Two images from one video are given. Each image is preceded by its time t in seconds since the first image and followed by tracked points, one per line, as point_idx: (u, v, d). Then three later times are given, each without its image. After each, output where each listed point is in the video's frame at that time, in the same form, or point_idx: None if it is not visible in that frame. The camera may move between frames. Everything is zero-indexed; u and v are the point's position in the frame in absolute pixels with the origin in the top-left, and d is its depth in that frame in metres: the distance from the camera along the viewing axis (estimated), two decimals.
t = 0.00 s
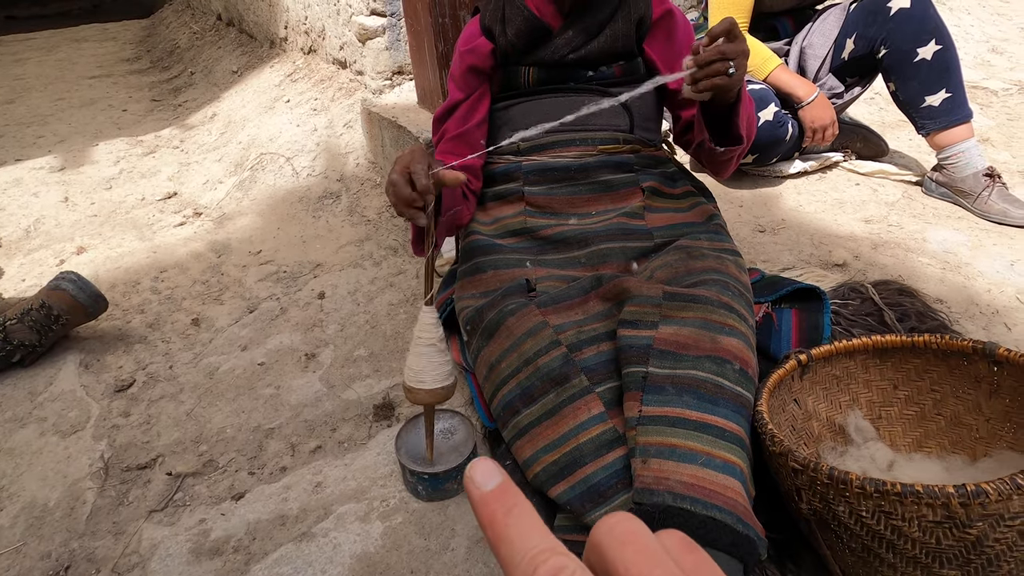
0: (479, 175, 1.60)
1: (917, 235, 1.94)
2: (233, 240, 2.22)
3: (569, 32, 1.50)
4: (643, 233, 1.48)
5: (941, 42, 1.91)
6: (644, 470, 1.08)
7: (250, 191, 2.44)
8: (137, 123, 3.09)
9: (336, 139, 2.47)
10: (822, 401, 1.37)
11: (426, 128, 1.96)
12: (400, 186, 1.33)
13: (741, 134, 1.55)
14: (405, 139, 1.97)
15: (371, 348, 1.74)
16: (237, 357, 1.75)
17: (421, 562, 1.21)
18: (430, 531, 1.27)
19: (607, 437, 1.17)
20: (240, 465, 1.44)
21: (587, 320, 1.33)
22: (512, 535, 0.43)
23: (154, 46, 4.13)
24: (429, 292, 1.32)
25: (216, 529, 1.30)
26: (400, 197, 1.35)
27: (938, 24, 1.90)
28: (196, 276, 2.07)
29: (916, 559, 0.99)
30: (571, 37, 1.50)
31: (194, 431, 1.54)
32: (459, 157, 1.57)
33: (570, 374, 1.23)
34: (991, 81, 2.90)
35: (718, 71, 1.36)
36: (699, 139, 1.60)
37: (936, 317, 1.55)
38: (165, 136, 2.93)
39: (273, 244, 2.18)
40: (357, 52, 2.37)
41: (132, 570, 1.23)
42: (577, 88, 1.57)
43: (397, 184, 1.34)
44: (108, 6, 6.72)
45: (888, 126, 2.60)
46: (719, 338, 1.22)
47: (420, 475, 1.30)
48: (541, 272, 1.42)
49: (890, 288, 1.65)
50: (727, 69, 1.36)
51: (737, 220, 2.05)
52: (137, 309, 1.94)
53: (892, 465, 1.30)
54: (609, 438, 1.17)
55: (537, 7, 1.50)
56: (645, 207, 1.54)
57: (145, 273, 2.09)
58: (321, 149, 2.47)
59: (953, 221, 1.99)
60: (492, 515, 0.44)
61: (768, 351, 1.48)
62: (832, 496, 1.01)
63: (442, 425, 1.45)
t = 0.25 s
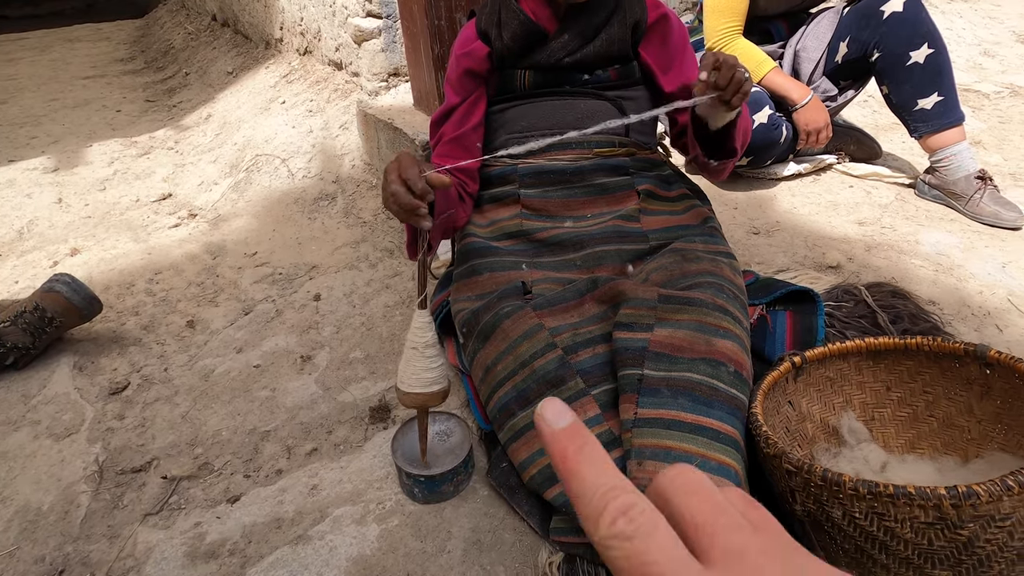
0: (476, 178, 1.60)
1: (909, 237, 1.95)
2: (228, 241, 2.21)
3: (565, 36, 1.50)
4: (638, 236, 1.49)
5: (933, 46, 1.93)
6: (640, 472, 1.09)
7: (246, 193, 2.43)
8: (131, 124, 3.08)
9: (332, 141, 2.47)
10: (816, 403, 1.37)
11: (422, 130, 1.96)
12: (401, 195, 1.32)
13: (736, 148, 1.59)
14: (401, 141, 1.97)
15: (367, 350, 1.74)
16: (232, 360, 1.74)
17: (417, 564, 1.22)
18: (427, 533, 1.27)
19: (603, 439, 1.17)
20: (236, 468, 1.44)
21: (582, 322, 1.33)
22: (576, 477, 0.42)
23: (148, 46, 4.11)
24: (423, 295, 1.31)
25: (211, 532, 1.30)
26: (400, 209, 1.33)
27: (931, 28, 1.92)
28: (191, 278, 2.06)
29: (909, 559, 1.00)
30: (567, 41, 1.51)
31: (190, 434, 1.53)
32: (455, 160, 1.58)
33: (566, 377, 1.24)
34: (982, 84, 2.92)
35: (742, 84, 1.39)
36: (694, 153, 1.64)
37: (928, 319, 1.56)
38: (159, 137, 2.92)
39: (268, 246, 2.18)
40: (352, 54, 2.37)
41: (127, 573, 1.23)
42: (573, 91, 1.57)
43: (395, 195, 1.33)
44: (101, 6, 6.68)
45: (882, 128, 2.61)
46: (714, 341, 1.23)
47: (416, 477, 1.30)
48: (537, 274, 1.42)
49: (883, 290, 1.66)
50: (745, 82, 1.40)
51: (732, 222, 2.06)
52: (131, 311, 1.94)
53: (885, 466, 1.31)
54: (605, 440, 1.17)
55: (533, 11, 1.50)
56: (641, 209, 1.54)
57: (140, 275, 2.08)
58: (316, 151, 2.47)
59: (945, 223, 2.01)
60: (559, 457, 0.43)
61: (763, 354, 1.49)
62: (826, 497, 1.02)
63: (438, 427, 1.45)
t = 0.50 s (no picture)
0: (471, 181, 1.60)
1: (902, 240, 1.96)
2: (224, 244, 2.22)
3: (560, 41, 1.51)
4: (633, 240, 1.49)
5: (924, 51, 1.95)
6: (634, 475, 1.10)
7: (242, 195, 2.43)
8: (126, 125, 3.07)
9: (328, 143, 2.47)
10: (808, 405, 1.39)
11: (418, 133, 1.97)
12: (391, 178, 1.33)
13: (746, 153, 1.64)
14: (397, 144, 1.98)
15: (363, 353, 1.75)
16: (228, 363, 1.74)
17: (413, 567, 1.22)
18: (423, 535, 1.28)
19: (597, 441, 1.19)
20: (232, 471, 1.44)
21: (577, 325, 1.34)
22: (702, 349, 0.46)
23: (143, 47, 4.10)
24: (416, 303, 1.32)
25: (208, 535, 1.30)
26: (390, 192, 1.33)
27: (922, 34, 1.93)
28: (187, 281, 2.06)
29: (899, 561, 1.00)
30: (562, 46, 1.51)
31: (186, 437, 1.54)
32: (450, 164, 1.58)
33: (561, 380, 1.25)
34: (974, 88, 2.94)
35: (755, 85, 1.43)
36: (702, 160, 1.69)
37: (919, 322, 1.58)
38: (155, 139, 2.91)
39: (265, 248, 2.18)
40: (349, 56, 2.37)
41: None
42: (568, 96, 1.58)
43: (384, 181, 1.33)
44: (95, 6, 6.65)
45: (875, 131, 2.63)
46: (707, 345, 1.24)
47: (412, 480, 1.30)
48: (532, 278, 1.43)
49: (875, 293, 1.68)
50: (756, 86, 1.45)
51: (726, 225, 2.07)
52: (127, 314, 1.94)
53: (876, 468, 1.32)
54: (599, 442, 1.19)
55: (529, 17, 1.53)
56: (636, 213, 1.55)
57: (136, 277, 2.08)
58: (312, 153, 2.47)
59: (936, 226, 2.03)
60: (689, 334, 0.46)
61: (757, 357, 1.49)
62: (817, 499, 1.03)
63: (435, 430, 1.46)
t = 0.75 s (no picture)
0: (468, 183, 1.61)
1: (895, 242, 1.98)
2: (221, 244, 2.21)
3: (558, 44, 1.52)
4: (629, 241, 1.50)
5: (918, 54, 1.96)
6: (630, 475, 1.10)
7: (238, 196, 2.43)
8: (122, 126, 3.06)
9: (325, 144, 2.47)
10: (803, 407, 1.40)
11: (416, 135, 1.97)
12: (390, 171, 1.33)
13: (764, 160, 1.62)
14: (394, 145, 1.98)
15: (360, 354, 1.75)
16: (226, 364, 1.75)
17: (411, 567, 1.23)
18: (421, 536, 1.29)
19: (594, 442, 1.19)
20: (230, 472, 1.45)
21: (574, 326, 1.35)
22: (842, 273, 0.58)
23: (139, 47, 4.09)
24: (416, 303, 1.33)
25: (206, 536, 1.31)
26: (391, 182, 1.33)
27: (915, 37, 1.95)
28: (183, 282, 2.06)
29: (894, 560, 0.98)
30: (559, 49, 1.53)
31: (183, 438, 1.54)
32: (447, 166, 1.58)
33: (558, 381, 1.25)
34: (967, 90, 2.96)
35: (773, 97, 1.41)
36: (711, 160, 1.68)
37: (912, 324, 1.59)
38: (151, 139, 2.91)
39: (262, 249, 2.18)
40: (346, 58, 2.37)
41: None
42: (565, 98, 1.60)
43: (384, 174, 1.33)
44: (90, 5, 6.62)
45: (869, 133, 2.65)
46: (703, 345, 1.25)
47: (411, 480, 1.31)
48: (530, 279, 1.44)
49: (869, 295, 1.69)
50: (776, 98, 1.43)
51: (722, 226, 2.09)
52: (123, 315, 1.93)
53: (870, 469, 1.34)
54: (596, 443, 1.19)
55: (527, 21, 1.54)
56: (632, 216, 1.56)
57: (132, 278, 2.08)
58: (309, 154, 2.47)
59: (930, 228, 2.04)
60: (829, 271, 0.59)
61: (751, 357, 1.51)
62: (811, 499, 1.04)
63: (434, 431, 1.46)
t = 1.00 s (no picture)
0: (465, 184, 1.61)
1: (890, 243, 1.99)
2: (217, 245, 2.21)
3: (555, 45, 1.53)
4: (626, 242, 1.50)
5: (912, 57, 1.97)
6: (627, 475, 1.11)
7: (235, 196, 2.42)
8: (117, 126, 3.05)
9: (322, 145, 2.47)
10: (799, 407, 1.41)
11: (413, 136, 1.97)
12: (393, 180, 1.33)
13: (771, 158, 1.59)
14: (391, 146, 1.98)
15: (357, 355, 1.75)
16: (222, 365, 1.74)
17: (408, 568, 1.23)
18: (417, 536, 1.29)
19: (591, 442, 1.20)
20: (226, 473, 1.44)
21: (571, 327, 1.35)
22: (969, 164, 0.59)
23: (134, 47, 4.08)
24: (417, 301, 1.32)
25: (202, 537, 1.30)
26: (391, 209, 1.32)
27: (910, 40, 1.95)
28: (179, 282, 2.06)
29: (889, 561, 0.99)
30: (557, 50, 1.53)
31: (179, 439, 1.53)
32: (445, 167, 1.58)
33: (555, 382, 1.26)
34: (961, 92, 2.98)
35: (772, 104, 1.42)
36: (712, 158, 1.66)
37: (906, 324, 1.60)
38: (146, 139, 2.90)
39: (258, 250, 2.18)
40: (342, 58, 2.37)
41: None
42: (562, 99, 1.60)
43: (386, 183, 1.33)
44: (85, 5, 6.60)
45: (864, 135, 2.66)
46: (699, 346, 1.25)
47: (408, 481, 1.31)
48: (527, 280, 1.44)
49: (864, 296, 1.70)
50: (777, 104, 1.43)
51: (718, 227, 2.09)
52: (119, 316, 1.93)
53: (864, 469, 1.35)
54: (593, 444, 1.20)
55: (524, 23, 1.54)
56: (629, 217, 1.56)
57: (127, 279, 2.07)
58: (306, 154, 2.46)
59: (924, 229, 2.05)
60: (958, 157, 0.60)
61: (748, 357, 1.52)
62: (807, 499, 1.04)
63: (430, 431, 1.46)
